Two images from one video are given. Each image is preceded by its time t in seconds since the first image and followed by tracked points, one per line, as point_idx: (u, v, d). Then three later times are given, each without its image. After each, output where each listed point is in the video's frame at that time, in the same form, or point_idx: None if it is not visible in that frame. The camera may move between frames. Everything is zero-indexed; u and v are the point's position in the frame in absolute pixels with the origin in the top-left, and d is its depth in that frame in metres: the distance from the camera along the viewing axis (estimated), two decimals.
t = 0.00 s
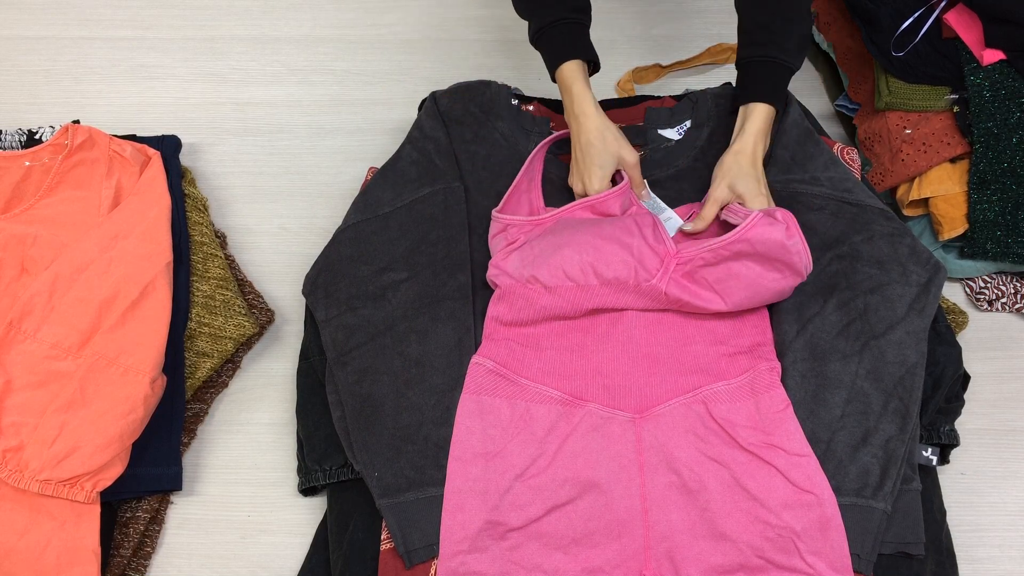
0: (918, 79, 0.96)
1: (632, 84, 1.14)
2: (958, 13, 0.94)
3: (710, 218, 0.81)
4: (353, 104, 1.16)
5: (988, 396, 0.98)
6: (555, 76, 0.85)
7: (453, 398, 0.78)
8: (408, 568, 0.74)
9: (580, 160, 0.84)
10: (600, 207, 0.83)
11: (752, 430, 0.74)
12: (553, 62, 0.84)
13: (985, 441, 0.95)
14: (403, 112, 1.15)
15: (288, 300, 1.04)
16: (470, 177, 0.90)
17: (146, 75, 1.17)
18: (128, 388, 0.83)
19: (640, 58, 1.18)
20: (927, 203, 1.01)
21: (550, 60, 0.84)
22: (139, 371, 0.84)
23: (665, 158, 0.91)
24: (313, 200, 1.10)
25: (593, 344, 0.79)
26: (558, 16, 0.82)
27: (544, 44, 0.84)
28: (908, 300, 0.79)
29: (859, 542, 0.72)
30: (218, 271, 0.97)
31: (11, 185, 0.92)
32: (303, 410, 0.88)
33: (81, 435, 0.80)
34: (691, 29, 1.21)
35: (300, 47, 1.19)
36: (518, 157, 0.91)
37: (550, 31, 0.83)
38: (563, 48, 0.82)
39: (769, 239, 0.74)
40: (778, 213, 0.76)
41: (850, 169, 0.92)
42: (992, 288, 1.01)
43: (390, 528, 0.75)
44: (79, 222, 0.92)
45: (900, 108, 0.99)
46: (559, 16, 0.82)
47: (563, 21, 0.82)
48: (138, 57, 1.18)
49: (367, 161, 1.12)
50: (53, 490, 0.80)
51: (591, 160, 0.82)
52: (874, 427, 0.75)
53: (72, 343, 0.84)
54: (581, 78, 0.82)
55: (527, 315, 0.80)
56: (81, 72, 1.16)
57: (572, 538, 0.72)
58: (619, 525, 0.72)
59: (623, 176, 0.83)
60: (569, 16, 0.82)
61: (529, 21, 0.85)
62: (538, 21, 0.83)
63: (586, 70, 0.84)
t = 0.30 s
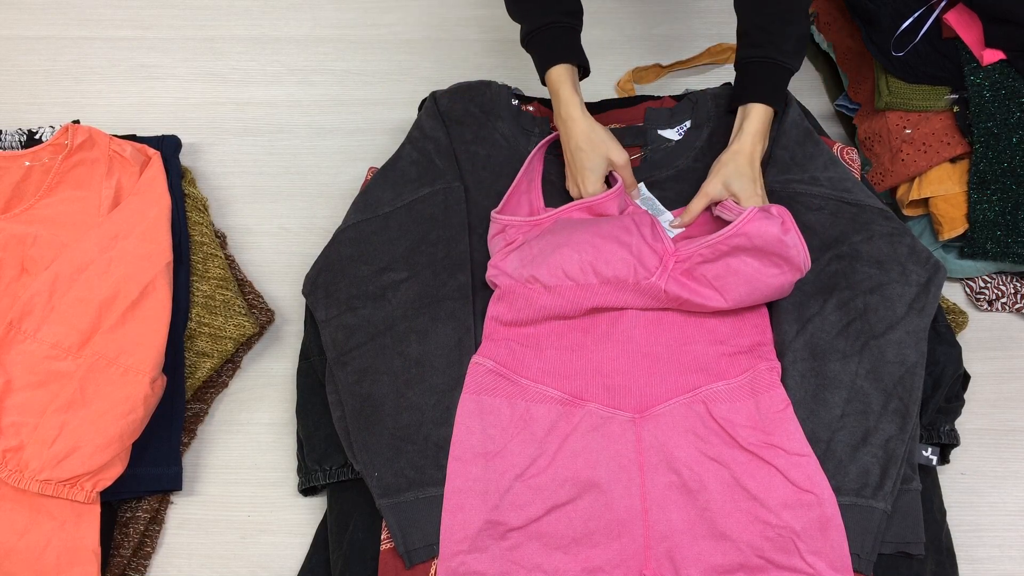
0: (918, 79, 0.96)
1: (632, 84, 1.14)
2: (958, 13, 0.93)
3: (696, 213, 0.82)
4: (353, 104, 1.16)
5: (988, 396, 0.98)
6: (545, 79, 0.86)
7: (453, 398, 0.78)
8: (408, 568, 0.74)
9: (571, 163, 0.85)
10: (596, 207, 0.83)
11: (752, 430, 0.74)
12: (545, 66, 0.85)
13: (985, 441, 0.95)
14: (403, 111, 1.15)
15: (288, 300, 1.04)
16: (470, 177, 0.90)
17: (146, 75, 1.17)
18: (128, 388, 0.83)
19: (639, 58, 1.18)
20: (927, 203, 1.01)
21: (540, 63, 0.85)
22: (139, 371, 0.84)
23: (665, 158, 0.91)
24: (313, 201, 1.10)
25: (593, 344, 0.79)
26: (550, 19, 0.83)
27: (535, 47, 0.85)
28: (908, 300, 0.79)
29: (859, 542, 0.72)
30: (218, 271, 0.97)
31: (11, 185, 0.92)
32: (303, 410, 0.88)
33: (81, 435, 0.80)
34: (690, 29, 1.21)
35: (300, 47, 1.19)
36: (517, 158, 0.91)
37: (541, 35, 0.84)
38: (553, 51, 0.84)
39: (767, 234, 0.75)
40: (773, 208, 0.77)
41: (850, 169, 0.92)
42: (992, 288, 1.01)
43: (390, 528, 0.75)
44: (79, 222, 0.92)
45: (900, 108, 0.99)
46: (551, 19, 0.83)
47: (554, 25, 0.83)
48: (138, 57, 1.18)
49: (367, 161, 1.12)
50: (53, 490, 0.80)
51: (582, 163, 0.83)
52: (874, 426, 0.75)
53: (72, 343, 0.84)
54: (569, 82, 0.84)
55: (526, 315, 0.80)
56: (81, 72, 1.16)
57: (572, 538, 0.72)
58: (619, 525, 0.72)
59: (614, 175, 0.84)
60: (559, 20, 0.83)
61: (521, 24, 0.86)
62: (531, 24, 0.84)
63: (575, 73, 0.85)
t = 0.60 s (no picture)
0: (918, 79, 0.96)
1: (632, 84, 1.14)
2: (958, 13, 0.93)
3: (695, 213, 0.82)
4: (353, 104, 1.16)
5: (988, 396, 0.98)
6: (541, 79, 0.86)
7: (453, 398, 0.78)
8: (408, 568, 0.74)
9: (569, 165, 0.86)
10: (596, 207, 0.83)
11: (752, 430, 0.74)
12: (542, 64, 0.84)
13: (985, 441, 0.95)
14: (403, 111, 1.15)
15: (288, 300, 1.04)
16: (470, 177, 0.90)
17: (146, 75, 1.17)
18: (128, 387, 0.83)
19: (639, 58, 1.19)
20: (927, 203, 1.01)
21: (535, 64, 0.85)
22: (139, 370, 0.84)
23: (665, 158, 0.92)
24: (313, 201, 1.10)
25: (592, 344, 0.79)
26: (547, 19, 0.83)
27: (532, 48, 0.85)
28: (908, 300, 0.79)
29: (858, 542, 0.72)
30: (218, 271, 0.97)
31: (11, 185, 0.93)
32: (303, 410, 0.88)
33: (81, 435, 0.80)
34: (690, 29, 1.21)
35: (300, 47, 1.19)
36: (517, 158, 0.91)
37: (539, 37, 0.84)
38: (552, 51, 0.83)
39: (768, 234, 0.75)
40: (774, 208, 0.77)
41: (850, 169, 0.92)
42: (991, 288, 1.01)
43: (390, 528, 0.75)
44: (79, 222, 0.92)
45: (900, 108, 0.99)
46: (546, 21, 0.83)
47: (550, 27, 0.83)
48: (139, 57, 1.18)
49: (367, 161, 1.12)
50: (53, 490, 0.80)
51: (577, 165, 0.84)
52: (874, 426, 0.75)
53: (72, 343, 0.84)
54: (564, 83, 0.83)
55: (527, 315, 0.80)
56: (81, 72, 1.17)
57: (572, 538, 0.72)
58: (619, 525, 0.72)
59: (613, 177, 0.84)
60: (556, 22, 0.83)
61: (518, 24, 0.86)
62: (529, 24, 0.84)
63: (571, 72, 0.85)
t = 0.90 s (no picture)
0: (918, 79, 0.96)
1: (632, 84, 1.14)
2: (958, 13, 0.93)
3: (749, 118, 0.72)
4: (353, 104, 1.16)
5: (988, 396, 0.98)
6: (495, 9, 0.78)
7: (453, 398, 0.79)
8: (408, 568, 0.74)
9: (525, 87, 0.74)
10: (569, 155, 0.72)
11: (752, 430, 0.74)
12: None
13: (985, 441, 0.95)
14: (403, 111, 1.15)
15: (288, 300, 1.04)
16: (470, 176, 0.90)
17: (146, 75, 1.17)
18: (128, 387, 0.83)
19: (639, 58, 1.19)
20: (927, 203, 1.01)
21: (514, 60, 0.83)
22: (139, 370, 0.84)
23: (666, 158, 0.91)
24: (313, 201, 1.10)
25: (592, 344, 0.79)
26: None
27: None
28: (908, 300, 0.79)
29: (859, 542, 0.72)
30: (218, 270, 0.97)
31: (11, 185, 0.93)
32: (303, 410, 0.88)
33: (81, 435, 0.80)
34: (690, 29, 1.20)
35: (300, 47, 1.19)
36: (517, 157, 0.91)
37: None
38: None
39: (746, 188, 0.71)
40: (765, 158, 0.72)
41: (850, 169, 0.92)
42: (991, 288, 1.01)
43: (390, 528, 0.75)
44: (79, 222, 0.92)
45: (900, 108, 0.99)
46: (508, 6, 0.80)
47: None
48: (138, 57, 1.18)
49: (367, 161, 1.12)
50: (53, 490, 0.80)
51: (528, 79, 0.72)
52: (874, 427, 0.76)
53: (72, 343, 0.84)
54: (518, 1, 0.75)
55: (525, 313, 0.79)
56: (82, 72, 1.17)
57: (572, 538, 0.72)
58: (619, 525, 0.72)
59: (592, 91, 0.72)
60: None
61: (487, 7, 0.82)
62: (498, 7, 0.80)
63: None
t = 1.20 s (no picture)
0: (918, 79, 0.96)
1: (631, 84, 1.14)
2: (958, 13, 0.93)
3: None
4: (353, 104, 1.16)
5: (988, 396, 0.98)
6: None
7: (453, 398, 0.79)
8: (408, 567, 0.76)
9: None
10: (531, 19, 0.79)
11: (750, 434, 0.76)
12: None
13: (985, 441, 0.95)
14: (403, 111, 1.15)
15: (288, 300, 1.04)
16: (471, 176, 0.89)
17: (146, 75, 1.17)
18: (128, 387, 0.83)
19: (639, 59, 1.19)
20: (927, 203, 1.01)
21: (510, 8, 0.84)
22: (139, 370, 0.84)
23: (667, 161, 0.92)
24: (313, 201, 1.10)
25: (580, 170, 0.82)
26: None
27: None
28: (909, 300, 0.79)
29: (858, 541, 0.74)
30: (217, 270, 0.97)
31: (11, 185, 0.93)
32: (303, 410, 0.88)
33: (81, 435, 0.80)
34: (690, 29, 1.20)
35: (299, 46, 1.19)
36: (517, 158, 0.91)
37: None
38: None
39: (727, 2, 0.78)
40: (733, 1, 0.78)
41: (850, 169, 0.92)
42: (992, 288, 1.01)
43: (390, 528, 0.76)
44: (79, 222, 0.92)
45: (900, 108, 0.99)
46: None
47: None
48: (138, 57, 1.18)
49: (367, 161, 1.12)
50: (53, 490, 0.80)
51: None
52: (874, 426, 0.76)
53: (72, 343, 0.84)
54: None
55: (517, 210, 0.83)
56: (81, 72, 1.17)
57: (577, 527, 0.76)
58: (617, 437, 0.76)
59: None
60: None
61: None
62: None
63: None
